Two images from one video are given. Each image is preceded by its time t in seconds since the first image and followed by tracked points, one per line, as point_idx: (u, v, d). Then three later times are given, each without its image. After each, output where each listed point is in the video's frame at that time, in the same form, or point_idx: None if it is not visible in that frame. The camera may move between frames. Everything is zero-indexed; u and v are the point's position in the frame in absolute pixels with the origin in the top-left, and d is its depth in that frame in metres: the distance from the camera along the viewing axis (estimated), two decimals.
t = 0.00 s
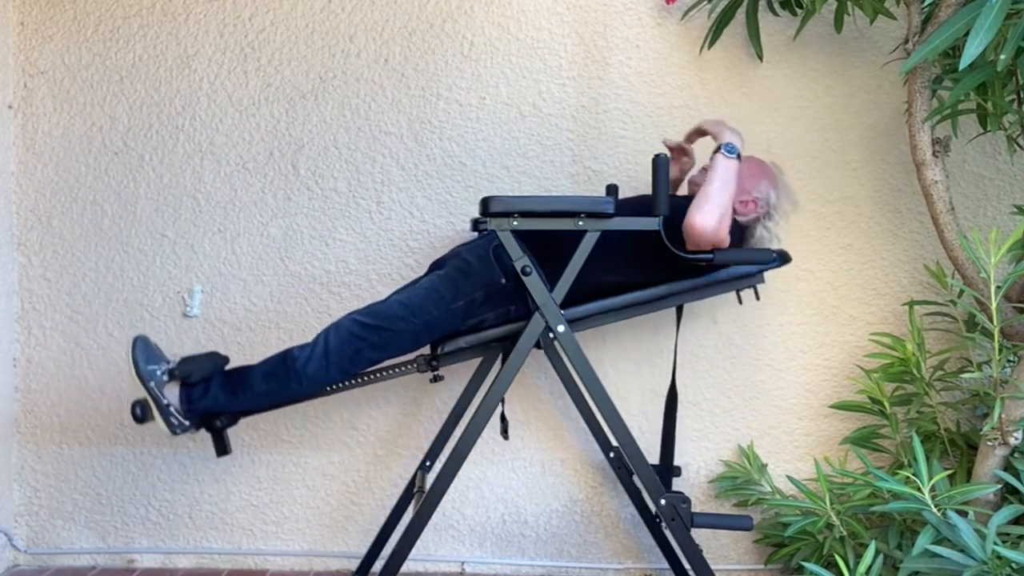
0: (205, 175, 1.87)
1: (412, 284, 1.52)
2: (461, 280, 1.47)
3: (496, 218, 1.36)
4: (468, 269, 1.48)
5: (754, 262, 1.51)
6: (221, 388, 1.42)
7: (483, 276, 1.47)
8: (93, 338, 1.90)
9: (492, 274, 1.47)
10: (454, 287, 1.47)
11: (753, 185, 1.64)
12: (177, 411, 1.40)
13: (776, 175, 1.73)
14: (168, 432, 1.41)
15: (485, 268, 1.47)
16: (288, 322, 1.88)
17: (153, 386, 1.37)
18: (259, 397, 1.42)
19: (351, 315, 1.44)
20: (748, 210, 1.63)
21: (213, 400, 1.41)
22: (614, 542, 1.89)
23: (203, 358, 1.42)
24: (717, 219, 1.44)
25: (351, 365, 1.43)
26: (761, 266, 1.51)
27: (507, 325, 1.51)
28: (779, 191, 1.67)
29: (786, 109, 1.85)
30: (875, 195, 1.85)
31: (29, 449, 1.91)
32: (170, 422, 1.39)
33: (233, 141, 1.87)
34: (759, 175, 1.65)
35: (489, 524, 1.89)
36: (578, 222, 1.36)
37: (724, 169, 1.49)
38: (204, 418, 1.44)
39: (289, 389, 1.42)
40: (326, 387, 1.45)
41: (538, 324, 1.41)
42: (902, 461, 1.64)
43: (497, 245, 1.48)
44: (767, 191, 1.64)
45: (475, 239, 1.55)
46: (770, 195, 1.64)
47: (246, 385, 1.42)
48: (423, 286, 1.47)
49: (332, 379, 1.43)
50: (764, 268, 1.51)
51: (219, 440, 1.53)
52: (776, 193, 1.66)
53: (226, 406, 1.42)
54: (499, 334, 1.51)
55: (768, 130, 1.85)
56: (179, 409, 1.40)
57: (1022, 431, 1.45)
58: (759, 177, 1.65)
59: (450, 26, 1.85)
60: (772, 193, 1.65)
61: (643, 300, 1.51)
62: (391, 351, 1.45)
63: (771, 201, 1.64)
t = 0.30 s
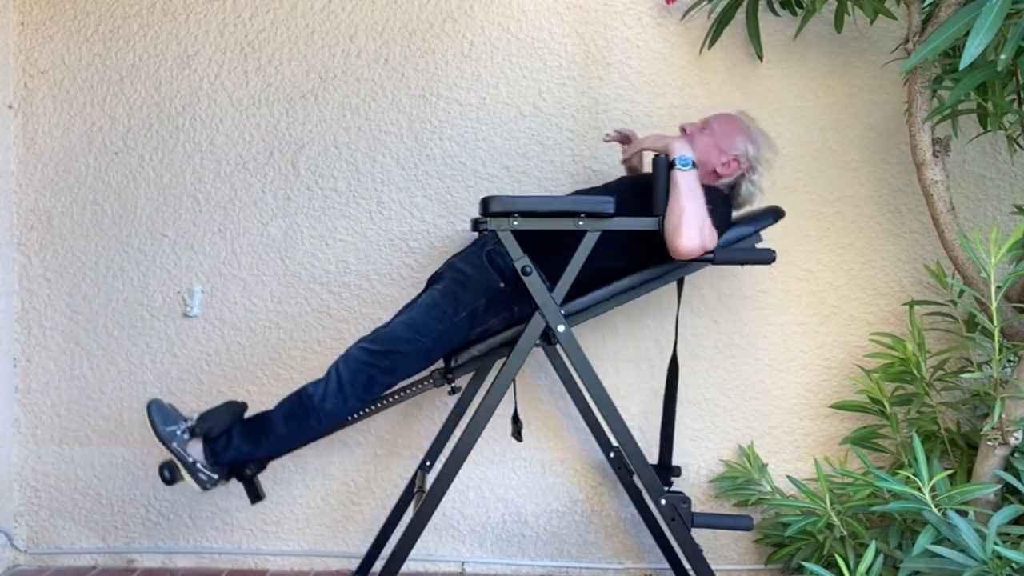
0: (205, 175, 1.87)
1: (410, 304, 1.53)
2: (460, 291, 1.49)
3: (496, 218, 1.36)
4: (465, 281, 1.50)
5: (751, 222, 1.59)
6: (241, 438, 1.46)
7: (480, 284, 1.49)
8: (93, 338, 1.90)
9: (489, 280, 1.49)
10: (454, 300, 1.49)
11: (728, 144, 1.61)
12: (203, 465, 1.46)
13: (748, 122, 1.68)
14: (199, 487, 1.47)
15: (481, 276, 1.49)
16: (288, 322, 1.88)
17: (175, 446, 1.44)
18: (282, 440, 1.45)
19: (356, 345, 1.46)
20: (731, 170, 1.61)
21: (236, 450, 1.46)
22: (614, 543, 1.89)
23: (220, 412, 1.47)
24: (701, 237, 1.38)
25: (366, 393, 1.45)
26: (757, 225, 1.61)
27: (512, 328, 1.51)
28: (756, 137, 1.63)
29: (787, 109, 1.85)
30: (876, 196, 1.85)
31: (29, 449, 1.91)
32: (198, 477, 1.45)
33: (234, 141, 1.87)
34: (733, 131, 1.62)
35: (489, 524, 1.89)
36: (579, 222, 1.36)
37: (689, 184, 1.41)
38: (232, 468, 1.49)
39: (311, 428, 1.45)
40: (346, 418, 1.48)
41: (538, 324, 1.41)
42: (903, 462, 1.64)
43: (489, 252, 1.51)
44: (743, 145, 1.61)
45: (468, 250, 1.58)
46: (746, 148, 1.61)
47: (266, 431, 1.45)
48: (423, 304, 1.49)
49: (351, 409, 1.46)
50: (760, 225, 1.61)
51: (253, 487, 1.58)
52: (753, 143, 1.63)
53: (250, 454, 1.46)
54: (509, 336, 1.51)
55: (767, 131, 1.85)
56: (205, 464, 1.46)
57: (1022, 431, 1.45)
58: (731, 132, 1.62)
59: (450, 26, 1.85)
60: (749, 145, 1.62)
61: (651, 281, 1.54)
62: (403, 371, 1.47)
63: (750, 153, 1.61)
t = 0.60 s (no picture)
0: (205, 175, 1.87)
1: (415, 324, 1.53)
2: (461, 302, 1.49)
3: (496, 218, 1.36)
4: (465, 291, 1.50)
5: (739, 183, 1.53)
6: (272, 481, 1.42)
7: (478, 293, 1.49)
8: (93, 338, 1.90)
9: (489, 287, 1.49)
10: (455, 311, 1.49)
11: (702, 112, 1.55)
12: (240, 515, 1.41)
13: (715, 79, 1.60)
14: (239, 538, 1.42)
15: (480, 284, 1.49)
16: (287, 321, 1.88)
17: (209, 500, 1.40)
18: (312, 478, 1.42)
19: (369, 373, 1.44)
20: (710, 137, 1.56)
21: (270, 494, 1.42)
22: (614, 543, 1.89)
23: (247, 460, 1.45)
24: (704, 234, 1.39)
25: (387, 418, 1.44)
26: (746, 186, 1.54)
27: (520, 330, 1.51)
28: (728, 96, 1.57)
29: (787, 109, 1.85)
30: (876, 196, 1.85)
31: (29, 449, 1.91)
32: (237, 527, 1.41)
33: (234, 141, 1.87)
34: (704, 96, 1.55)
35: (489, 524, 1.89)
36: (579, 222, 1.36)
37: (688, 181, 1.40)
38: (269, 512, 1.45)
39: (339, 462, 1.42)
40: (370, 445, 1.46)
41: (539, 324, 1.41)
42: (903, 461, 1.64)
43: (484, 260, 1.50)
44: (718, 109, 1.55)
45: (464, 259, 1.57)
46: (722, 111, 1.55)
47: (295, 472, 1.41)
48: (427, 321, 1.48)
49: (375, 436, 1.44)
50: (749, 186, 1.54)
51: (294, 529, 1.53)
52: (726, 103, 1.56)
53: (284, 495, 1.42)
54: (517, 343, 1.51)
55: (767, 130, 1.85)
56: (240, 513, 1.42)
57: (1022, 431, 1.45)
58: (703, 97, 1.55)
59: (451, 26, 1.85)
60: (723, 106, 1.56)
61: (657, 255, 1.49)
62: (420, 390, 1.46)
63: (727, 115, 1.56)
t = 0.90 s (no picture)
0: (205, 174, 1.87)
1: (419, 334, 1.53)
2: (462, 307, 1.49)
3: (496, 218, 1.37)
4: (466, 296, 1.50)
5: (731, 164, 1.50)
6: (291, 502, 1.43)
7: (478, 300, 1.49)
8: (93, 338, 1.90)
9: (490, 289, 1.49)
10: (457, 318, 1.49)
11: (683, 96, 1.57)
12: (263, 539, 1.43)
13: (692, 60, 1.61)
14: (264, 561, 1.44)
15: (480, 288, 1.49)
16: (287, 322, 1.88)
17: (231, 528, 1.42)
18: (331, 495, 1.42)
19: (377, 387, 1.44)
20: (694, 119, 1.59)
21: (291, 515, 1.43)
22: (614, 543, 1.89)
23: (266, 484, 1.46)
24: (710, 230, 1.41)
25: (400, 430, 1.44)
26: (738, 166, 1.50)
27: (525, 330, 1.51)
28: (707, 76, 1.58)
29: (787, 109, 1.85)
30: (876, 196, 1.85)
31: (29, 449, 1.91)
32: (261, 551, 1.42)
33: (234, 141, 1.87)
34: (684, 80, 1.57)
35: (489, 524, 1.89)
36: (579, 222, 1.36)
37: (689, 179, 1.40)
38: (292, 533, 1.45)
39: (358, 478, 1.42)
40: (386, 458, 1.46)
41: (539, 324, 1.41)
42: (903, 461, 1.64)
43: (482, 263, 1.50)
44: (699, 91, 1.57)
45: (462, 264, 1.58)
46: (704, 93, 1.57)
47: (313, 491, 1.42)
48: (431, 330, 1.48)
49: (392, 449, 1.44)
50: (741, 165, 1.50)
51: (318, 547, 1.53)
52: (706, 84, 1.58)
53: (305, 515, 1.43)
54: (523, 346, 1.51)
55: (767, 130, 1.85)
56: (263, 536, 1.43)
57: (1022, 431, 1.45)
58: (682, 80, 1.57)
59: (451, 26, 1.85)
60: (703, 87, 1.58)
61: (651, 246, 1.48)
62: (430, 399, 1.46)
63: (710, 96, 1.58)
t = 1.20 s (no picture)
0: (206, 174, 1.87)
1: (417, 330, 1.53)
2: (462, 304, 1.49)
3: (496, 218, 1.37)
4: (464, 293, 1.50)
5: (733, 169, 1.47)
6: (287, 497, 1.43)
7: (477, 296, 1.49)
8: (93, 338, 1.90)
9: (489, 287, 1.49)
10: (455, 315, 1.49)
11: (680, 99, 1.57)
12: (257, 533, 1.43)
13: (686, 60, 1.60)
14: (258, 556, 1.44)
15: (480, 285, 1.49)
16: (287, 321, 1.88)
17: (224, 522, 1.42)
18: (326, 492, 1.42)
19: (374, 383, 1.44)
20: (692, 122, 1.59)
21: (286, 510, 1.43)
22: (615, 542, 1.89)
23: (260, 478, 1.46)
24: (704, 234, 1.39)
25: (395, 426, 1.44)
26: (740, 170, 1.48)
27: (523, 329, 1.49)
28: (702, 76, 1.57)
29: (787, 109, 1.85)
30: (877, 196, 1.85)
31: (30, 449, 1.91)
32: (254, 545, 1.42)
33: (235, 141, 1.87)
34: (680, 83, 1.56)
35: (489, 524, 1.89)
36: (579, 222, 1.36)
37: (688, 180, 1.39)
38: (287, 528, 1.46)
39: (352, 474, 1.42)
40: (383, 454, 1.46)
41: (539, 324, 1.41)
42: (903, 461, 1.64)
43: (482, 261, 1.51)
44: (695, 94, 1.56)
45: (462, 262, 1.58)
46: (700, 95, 1.57)
47: (308, 486, 1.42)
48: (429, 327, 1.49)
49: (387, 445, 1.45)
50: (743, 171, 1.48)
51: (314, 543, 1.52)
52: (701, 85, 1.57)
53: (300, 510, 1.43)
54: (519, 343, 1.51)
55: (767, 131, 1.85)
56: (257, 531, 1.43)
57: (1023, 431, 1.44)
58: (678, 83, 1.57)
59: (451, 26, 1.85)
60: (698, 89, 1.57)
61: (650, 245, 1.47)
62: (425, 396, 1.46)
63: (707, 97, 1.58)
